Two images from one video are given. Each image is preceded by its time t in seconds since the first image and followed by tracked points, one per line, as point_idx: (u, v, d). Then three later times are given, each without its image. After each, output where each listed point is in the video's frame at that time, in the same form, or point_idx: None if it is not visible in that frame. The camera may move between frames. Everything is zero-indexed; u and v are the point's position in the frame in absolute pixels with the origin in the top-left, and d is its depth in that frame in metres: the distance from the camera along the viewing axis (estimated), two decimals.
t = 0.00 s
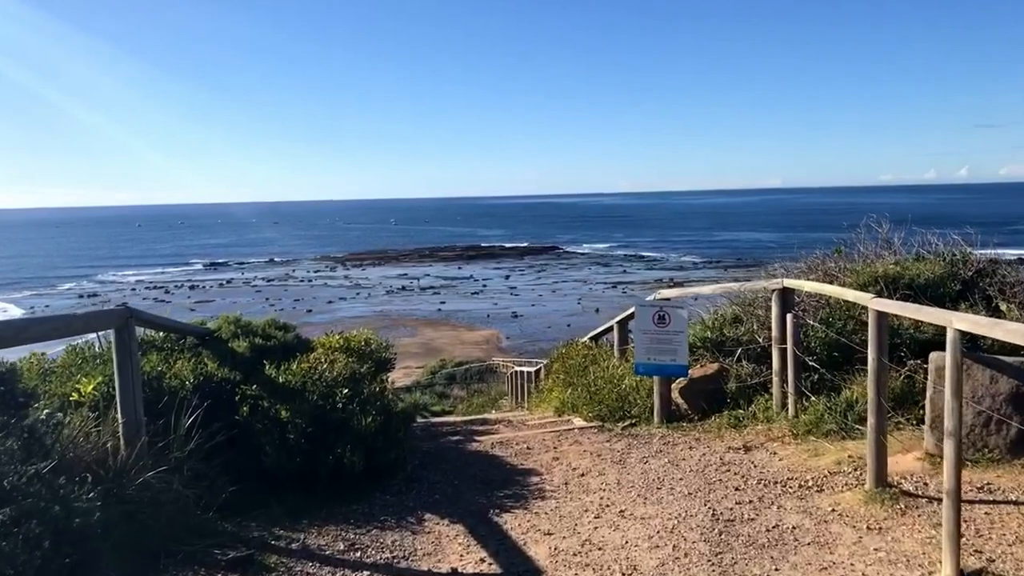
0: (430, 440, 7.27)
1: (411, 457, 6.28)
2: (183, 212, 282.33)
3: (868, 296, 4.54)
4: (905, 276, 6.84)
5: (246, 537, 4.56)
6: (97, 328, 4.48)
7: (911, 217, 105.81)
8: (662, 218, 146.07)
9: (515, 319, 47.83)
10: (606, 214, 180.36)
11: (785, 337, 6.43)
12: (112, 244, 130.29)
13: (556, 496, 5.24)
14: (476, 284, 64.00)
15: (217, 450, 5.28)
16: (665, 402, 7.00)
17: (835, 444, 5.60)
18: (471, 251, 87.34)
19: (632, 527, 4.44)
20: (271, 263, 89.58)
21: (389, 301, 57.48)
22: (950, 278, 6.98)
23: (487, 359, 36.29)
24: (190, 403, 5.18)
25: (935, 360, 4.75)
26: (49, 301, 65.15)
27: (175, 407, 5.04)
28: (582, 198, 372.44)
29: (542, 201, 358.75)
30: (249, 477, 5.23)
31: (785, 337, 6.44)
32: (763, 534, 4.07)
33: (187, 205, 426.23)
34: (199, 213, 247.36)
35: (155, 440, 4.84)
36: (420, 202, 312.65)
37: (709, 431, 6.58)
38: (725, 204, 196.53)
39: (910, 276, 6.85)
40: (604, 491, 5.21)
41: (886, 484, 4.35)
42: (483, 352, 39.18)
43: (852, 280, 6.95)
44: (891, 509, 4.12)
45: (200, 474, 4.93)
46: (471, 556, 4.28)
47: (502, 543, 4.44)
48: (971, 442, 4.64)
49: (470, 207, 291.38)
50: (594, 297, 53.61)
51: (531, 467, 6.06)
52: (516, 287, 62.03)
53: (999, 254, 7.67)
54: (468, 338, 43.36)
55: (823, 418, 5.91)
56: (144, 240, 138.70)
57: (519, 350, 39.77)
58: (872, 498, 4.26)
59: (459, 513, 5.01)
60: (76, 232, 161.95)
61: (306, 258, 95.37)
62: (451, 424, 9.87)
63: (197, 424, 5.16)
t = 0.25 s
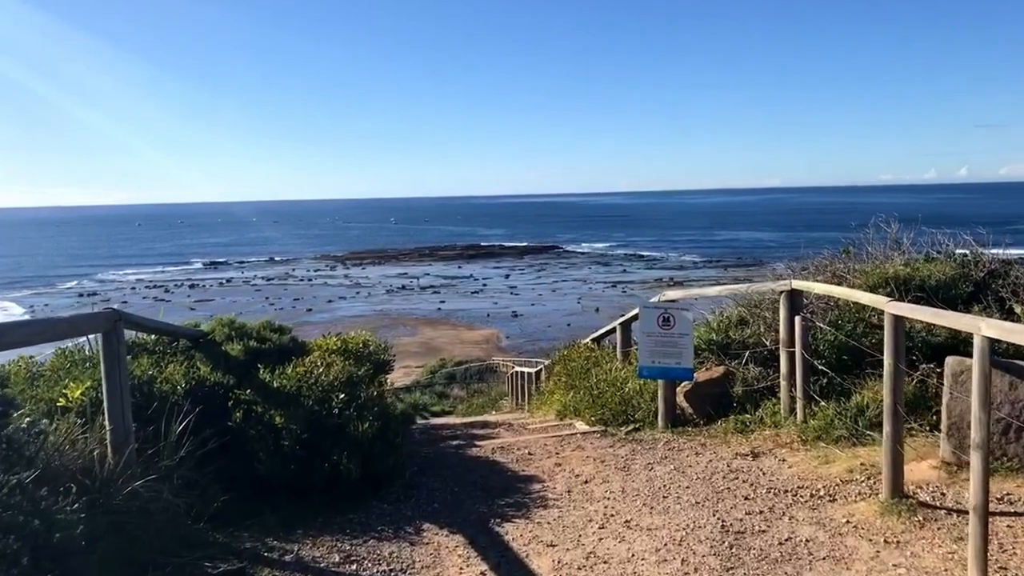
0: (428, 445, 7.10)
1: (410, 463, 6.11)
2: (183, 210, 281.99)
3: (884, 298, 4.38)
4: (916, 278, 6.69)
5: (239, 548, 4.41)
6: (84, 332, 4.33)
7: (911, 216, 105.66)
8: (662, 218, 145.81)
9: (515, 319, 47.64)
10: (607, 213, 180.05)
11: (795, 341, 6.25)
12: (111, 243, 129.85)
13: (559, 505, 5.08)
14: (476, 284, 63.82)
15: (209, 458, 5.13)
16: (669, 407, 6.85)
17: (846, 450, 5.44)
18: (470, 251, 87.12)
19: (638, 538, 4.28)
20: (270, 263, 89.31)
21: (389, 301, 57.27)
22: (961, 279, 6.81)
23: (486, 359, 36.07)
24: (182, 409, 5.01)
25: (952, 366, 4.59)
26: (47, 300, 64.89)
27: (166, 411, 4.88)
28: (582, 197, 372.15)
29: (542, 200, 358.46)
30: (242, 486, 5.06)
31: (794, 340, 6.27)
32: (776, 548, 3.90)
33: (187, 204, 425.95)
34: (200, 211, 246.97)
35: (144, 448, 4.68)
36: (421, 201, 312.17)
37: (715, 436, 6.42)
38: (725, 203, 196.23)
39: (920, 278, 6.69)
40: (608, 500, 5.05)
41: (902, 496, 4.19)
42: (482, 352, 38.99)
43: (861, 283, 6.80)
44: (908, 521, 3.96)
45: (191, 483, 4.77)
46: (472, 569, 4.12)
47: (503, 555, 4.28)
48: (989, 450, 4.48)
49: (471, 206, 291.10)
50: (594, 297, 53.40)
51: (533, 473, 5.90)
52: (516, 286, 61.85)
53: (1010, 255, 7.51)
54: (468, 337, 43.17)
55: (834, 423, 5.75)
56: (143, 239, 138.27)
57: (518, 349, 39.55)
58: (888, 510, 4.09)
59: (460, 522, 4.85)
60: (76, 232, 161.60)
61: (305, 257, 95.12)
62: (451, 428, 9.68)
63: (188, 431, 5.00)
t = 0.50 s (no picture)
0: (426, 450, 6.97)
1: (407, 469, 5.97)
2: (185, 211, 282.32)
3: (899, 301, 4.23)
4: (926, 279, 6.54)
5: (229, 559, 4.26)
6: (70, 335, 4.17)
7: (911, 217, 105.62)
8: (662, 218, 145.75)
9: (516, 319, 47.55)
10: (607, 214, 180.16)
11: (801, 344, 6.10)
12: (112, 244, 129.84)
13: (561, 513, 4.92)
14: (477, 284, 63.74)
15: (200, 464, 4.99)
16: (673, 411, 6.71)
17: (856, 456, 5.28)
18: (471, 251, 87.03)
19: (643, 550, 4.13)
20: (271, 263, 89.24)
21: (389, 301, 57.19)
22: (972, 281, 6.66)
23: (487, 360, 35.97)
24: (172, 414, 4.87)
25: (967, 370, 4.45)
26: (48, 301, 64.80)
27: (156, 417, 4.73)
28: (583, 198, 372.27)
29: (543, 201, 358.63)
30: (234, 494, 4.92)
31: (801, 343, 6.11)
32: (787, 561, 3.76)
33: (188, 205, 426.31)
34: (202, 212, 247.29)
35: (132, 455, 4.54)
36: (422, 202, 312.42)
37: (720, 441, 6.27)
38: (726, 204, 196.29)
39: (929, 280, 6.54)
40: (612, 509, 4.90)
41: (918, 506, 4.03)
42: (483, 352, 38.89)
43: (870, 284, 6.65)
44: (925, 533, 3.80)
45: (180, 491, 4.63)
46: None
47: (502, 567, 4.12)
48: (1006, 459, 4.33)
49: (472, 207, 291.30)
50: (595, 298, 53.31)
51: (534, 480, 5.75)
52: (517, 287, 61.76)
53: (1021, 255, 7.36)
54: (469, 338, 43.08)
55: (843, 429, 5.59)
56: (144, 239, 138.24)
57: (519, 350, 39.45)
58: (903, 521, 3.93)
59: (458, 532, 4.70)
60: (78, 232, 161.86)
61: (306, 258, 95.04)
62: (451, 432, 9.54)
63: (179, 437, 4.85)
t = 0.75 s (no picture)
0: (424, 453, 6.83)
1: (404, 473, 5.82)
2: (186, 211, 282.33)
3: (910, 300, 4.08)
4: (935, 279, 6.39)
5: (219, 567, 4.12)
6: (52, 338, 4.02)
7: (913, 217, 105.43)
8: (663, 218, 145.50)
9: (517, 319, 47.40)
10: (608, 214, 179.99)
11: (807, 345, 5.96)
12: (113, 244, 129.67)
13: (561, 519, 4.79)
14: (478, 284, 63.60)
15: (190, 469, 4.85)
16: (675, 415, 6.58)
17: (864, 461, 5.14)
18: (472, 251, 86.86)
19: (647, 558, 3.99)
20: (272, 263, 89.08)
21: (390, 301, 57.04)
22: (983, 281, 6.51)
23: (487, 360, 35.79)
24: (161, 419, 4.75)
25: (979, 373, 4.32)
26: (48, 301, 64.67)
27: (145, 421, 4.60)
28: (584, 197, 372.11)
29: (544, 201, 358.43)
30: (226, 500, 4.80)
31: (807, 344, 5.97)
32: (797, 571, 3.61)
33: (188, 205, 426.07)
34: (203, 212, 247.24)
35: (119, 462, 4.39)
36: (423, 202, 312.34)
37: (724, 445, 6.13)
38: (727, 204, 196.08)
39: (938, 279, 6.40)
40: (612, 516, 4.76)
41: (931, 514, 3.88)
42: (484, 352, 38.74)
43: (878, 284, 6.50)
44: (941, 542, 3.66)
45: (169, 497, 4.49)
46: None
47: None
48: None
49: (473, 207, 291.20)
50: (596, 298, 53.13)
51: (534, 485, 5.61)
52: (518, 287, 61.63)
53: None
54: (470, 338, 42.94)
55: (851, 432, 5.44)
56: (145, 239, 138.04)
57: (520, 350, 39.28)
58: (916, 530, 3.80)
59: (455, 539, 4.57)
60: (78, 232, 161.81)
61: (307, 258, 94.90)
62: (451, 434, 9.40)
63: (168, 441, 4.72)
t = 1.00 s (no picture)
0: (417, 463, 6.62)
1: (397, 484, 5.62)
2: (186, 210, 282.22)
3: (923, 309, 3.89)
4: (945, 283, 6.19)
5: None
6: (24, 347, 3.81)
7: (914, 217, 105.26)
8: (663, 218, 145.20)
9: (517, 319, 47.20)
10: (609, 214, 179.84)
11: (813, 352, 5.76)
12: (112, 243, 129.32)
13: (558, 536, 4.59)
14: (478, 284, 63.39)
15: (173, 483, 4.65)
16: (677, 423, 6.39)
17: (875, 475, 4.94)
18: (472, 251, 86.62)
19: None
20: (271, 263, 88.89)
21: (390, 301, 56.82)
22: (993, 284, 6.33)
23: (487, 360, 35.57)
24: (142, 432, 4.54)
25: (997, 386, 4.12)
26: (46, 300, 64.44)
27: (126, 432, 4.40)
28: (584, 197, 371.95)
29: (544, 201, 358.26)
30: (209, 516, 4.60)
31: (813, 351, 5.78)
32: None
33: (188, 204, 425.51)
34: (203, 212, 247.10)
35: (97, 477, 4.19)
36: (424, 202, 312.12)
37: (728, 454, 5.93)
38: (727, 204, 195.90)
39: (949, 283, 6.21)
40: (613, 532, 4.56)
41: (948, 534, 3.69)
42: (484, 352, 38.53)
43: (886, 288, 6.31)
44: (960, 566, 3.46)
45: (148, 513, 4.29)
46: None
47: None
48: None
49: (473, 206, 291.07)
50: (596, 297, 52.92)
51: (531, 498, 5.41)
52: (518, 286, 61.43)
53: None
54: (470, 337, 42.74)
55: (859, 443, 5.25)
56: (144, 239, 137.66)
57: (520, 350, 39.07)
58: (933, 552, 3.60)
59: (447, 557, 4.37)
60: (78, 232, 161.64)
61: (306, 258, 94.62)
62: (447, 440, 9.18)
63: (149, 454, 4.52)
